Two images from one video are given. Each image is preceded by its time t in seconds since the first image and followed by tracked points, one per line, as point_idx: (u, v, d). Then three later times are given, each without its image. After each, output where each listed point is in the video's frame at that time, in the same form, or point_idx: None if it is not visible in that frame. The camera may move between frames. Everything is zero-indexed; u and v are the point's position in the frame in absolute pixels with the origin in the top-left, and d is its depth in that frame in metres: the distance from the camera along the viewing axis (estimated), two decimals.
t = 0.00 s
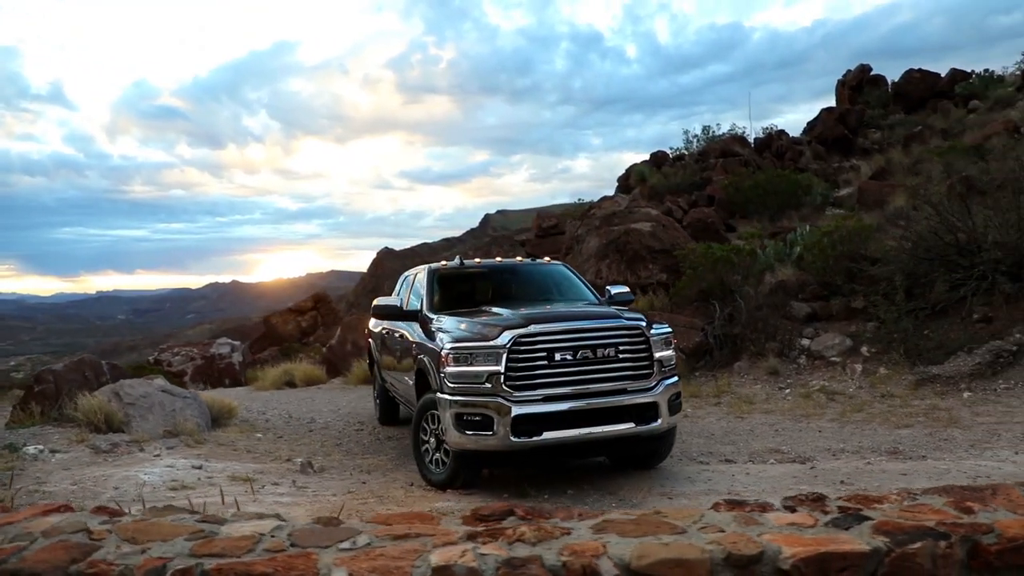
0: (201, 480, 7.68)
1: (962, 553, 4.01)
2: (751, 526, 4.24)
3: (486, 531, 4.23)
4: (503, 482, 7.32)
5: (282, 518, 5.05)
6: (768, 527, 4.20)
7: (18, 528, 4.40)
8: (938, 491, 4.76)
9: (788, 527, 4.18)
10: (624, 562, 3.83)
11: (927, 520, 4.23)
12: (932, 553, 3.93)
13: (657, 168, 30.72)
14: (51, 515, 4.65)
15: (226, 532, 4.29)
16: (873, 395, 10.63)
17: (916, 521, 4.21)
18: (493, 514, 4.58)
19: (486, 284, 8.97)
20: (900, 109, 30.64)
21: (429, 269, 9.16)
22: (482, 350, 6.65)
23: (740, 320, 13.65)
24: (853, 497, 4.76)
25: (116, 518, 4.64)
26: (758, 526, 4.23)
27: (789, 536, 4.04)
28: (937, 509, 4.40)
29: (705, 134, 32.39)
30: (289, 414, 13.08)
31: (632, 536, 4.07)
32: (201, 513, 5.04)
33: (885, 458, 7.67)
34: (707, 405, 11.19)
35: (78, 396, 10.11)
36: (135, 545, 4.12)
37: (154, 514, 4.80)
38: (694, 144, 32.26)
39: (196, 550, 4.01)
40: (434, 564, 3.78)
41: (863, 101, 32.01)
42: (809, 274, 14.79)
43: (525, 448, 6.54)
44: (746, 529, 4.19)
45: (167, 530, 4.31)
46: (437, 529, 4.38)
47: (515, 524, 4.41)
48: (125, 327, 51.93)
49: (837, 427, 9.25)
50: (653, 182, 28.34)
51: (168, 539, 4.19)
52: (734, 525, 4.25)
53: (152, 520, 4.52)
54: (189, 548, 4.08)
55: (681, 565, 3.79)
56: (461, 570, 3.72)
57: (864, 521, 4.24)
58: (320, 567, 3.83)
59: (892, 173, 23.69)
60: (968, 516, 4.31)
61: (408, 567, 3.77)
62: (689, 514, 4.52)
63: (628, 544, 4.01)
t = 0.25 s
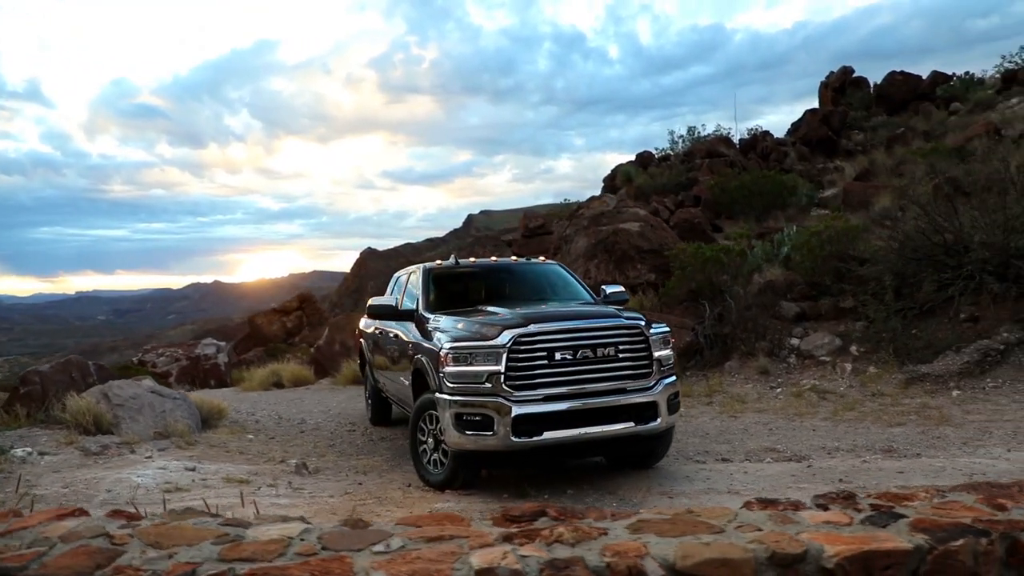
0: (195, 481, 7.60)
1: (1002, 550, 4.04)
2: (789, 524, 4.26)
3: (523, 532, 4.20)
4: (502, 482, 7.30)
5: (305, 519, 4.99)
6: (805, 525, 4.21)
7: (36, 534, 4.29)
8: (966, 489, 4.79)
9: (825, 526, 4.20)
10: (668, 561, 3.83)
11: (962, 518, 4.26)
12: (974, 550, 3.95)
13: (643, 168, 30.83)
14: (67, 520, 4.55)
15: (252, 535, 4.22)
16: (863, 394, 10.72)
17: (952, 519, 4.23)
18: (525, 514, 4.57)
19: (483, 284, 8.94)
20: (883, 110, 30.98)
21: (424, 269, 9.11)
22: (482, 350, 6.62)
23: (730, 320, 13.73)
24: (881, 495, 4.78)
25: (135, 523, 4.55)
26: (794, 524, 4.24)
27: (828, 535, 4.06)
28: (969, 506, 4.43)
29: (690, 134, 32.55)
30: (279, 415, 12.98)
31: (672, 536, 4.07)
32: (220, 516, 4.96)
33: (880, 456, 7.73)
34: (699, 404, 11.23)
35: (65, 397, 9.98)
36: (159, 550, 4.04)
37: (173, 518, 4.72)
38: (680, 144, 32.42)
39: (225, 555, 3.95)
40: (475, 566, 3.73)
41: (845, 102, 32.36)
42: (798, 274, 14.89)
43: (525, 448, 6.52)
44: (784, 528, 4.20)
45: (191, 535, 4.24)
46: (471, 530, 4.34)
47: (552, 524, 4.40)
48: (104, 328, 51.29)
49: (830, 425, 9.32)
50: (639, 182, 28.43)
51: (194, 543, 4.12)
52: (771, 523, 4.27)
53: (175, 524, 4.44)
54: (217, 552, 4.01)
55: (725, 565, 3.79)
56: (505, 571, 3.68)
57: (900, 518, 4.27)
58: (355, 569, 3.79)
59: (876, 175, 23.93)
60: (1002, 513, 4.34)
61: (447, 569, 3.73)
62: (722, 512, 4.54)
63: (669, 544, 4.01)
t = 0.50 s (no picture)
0: (190, 483, 7.52)
1: None
2: (828, 522, 4.23)
3: (563, 532, 4.12)
4: (502, 482, 7.27)
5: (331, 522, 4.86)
6: (842, 523, 4.18)
7: (61, 538, 4.15)
8: (996, 487, 4.75)
9: (862, 524, 4.17)
10: (718, 561, 3.78)
11: (1002, 513, 4.21)
12: (1018, 547, 3.91)
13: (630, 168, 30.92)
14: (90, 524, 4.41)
15: (287, 538, 4.10)
16: (855, 392, 10.80)
17: (991, 515, 4.19)
18: (560, 514, 4.49)
19: (480, 283, 8.90)
20: (866, 112, 31.30)
21: (419, 269, 9.04)
22: (483, 349, 6.58)
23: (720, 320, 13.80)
24: (913, 493, 4.74)
25: (161, 526, 4.42)
26: (832, 523, 4.19)
27: (869, 533, 4.03)
28: (1003, 503, 4.39)
29: (676, 135, 32.69)
30: (269, 416, 12.87)
31: (714, 534, 4.03)
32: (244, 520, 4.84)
33: (876, 454, 7.79)
34: (692, 404, 11.25)
35: (54, 398, 9.85)
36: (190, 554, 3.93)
37: (199, 521, 4.59)
38: (666, 145, 32.55)
39: (262, 559, 3.83)
40: (524, 568, 3.65)
41: (829, 104, 32.74)
42: (788, 273, 14.98)
43: (527, 449, 6.49)
44: (823, 526, 4.16)
45: (224, 539, 4.12)
46: (509, 531, 4.25)
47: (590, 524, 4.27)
48: (85, 329, 50.64)
49: (824, 424, 9.37)
50: (626, 183, 28.51)
51: (229, 547, 4.01)
52: (808, 522, 4.24)
53: (205, 528, 4.33)
54: (254, 555, 3.89)
55: (773, 564, 3.76)
56: (554, 570, 3.61)
57: (936, 516, 4.22)
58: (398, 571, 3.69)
59: (860, 176, 24.17)
60: None
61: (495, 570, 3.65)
62: (758, 510, 4.50)
63: (713, 543, 3.96)
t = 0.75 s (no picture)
0: (188, 485, 7.44)
1: None
2: (873, 518, 3.93)
3: (613, 529, 3.87)
4: (502, 482, 7.24)
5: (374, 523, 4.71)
6: (890, 519, 3.91)
7: (101, 541, 3.93)
8: None
9: (909, 519, 3.91)
10: (776, 559, 3.52)
11: None
12: None
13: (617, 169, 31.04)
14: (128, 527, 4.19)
15: (338, 540, 3.90)
16: (847, 392, 10.88)
17: None
18: (605, 513, 4.19)
19: (480, 283, 8.87)
20: (850, 113, 31.64)
21: (418, 268, 9.00)
22: (486, 349, 6.55)
23: (711, 320, 13.87)
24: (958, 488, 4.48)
25: (200, 528, 4.22)
26: (881, 518, 3.93)
27: (922, 528, 3.76)
28: None
29: (662, 135, 32.81)
30: (260, 417, 12.76)
31: (766, 532, 3.75)
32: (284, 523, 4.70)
33: (873, 452, 7.84)
34: (686, 403, 11.28)
35: (45, 400, 9.74)
36: (237, 556, 3.71)
37: (238, 523, 4.39)
38: (652, 145, 32.70)
39: (315, 561, 3.63)
40: (587, 566, 3.43)
41: (814, 105, 33.26)
42: (778, 273, 15.07)
43: (531, 449, 6.48)
44: (874, 521, 3.90)
45: (270, 541, 3.91)
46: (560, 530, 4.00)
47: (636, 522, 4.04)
48: (64, 329, 49.99)
49: (819, 423, 9.42)
50: (613, 183, 28.62)
51: (276, 549, 3.80)
52: (855, 517, 3.96)
53: (246, 530, 4.12)
54: (305, 557, 3.69)
55: (831, 560, 3.49)
56: (618, 571, 3.39)
57: (983, 510, 3.96)
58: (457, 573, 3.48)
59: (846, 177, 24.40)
60: None
61: (556, 570, 3.45)
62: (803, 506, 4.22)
63: (765, 540, 3.69)
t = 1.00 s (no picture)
0: (186, 488, 7.36)
1: None
2: (922, 514, 3.95)
3: (668, 528, 3.80)
4: (505, 483, 7.20)
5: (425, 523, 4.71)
6: (939, 516, 3.92)
7: (145, 544, 3.77)
8: None
9: (956, 516, 3.93)
10: (838, 555, 3.48)
11: None
12: None
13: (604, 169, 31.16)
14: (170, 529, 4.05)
15: (390, 541, 3.78)
16: (841, 391, 10.96)
17: None
18: (653, 511, 4.13)
19: (481, 283, 8.84)
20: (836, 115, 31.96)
21: (418, 267, 8.96)
22: (492, 349, 6.53)
23: (704, 319, 13.92)
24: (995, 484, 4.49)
25: (243, 531, 4.09)
26: (927, 515, 3.94)
27: (974, 525, 3.78)
28: None
29: (650, 136, 32.93)
30: (251, 418, 12.63)
31: (821, 529, 3.72)
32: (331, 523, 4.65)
33: (872, 451, 7.90)
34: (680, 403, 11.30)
35: (36, 402, 9.64)
36: (291, 559, 3.58)
37: (282, 526, 4.28)
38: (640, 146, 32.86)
39: (373, 562, 3.50)
40: (655, 564, 3.33)
41: (800, 107, 33.68)
42: (769, 274, 15.16)
43: (537, 449, 6.46)
44: (922, 517, 3.90)
45: (320, 543, 3.79)
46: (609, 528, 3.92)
47: (689, 519, 4.01)
48: (42, 330, 49.29)
49: (815, 422, 9.48)
50: (601, 184, 28.73)
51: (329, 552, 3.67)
52: (902, 514, 3.96)
53: (293, 532, 3.98)
54: (362, 560, 3.56)
55: (892, 556, 3.47)
56: (686, 569, 3.29)
57: None
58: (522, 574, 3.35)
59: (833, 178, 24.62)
60: None
61: (622, 568, 3.34)
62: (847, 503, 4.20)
63: (821, 538, 3.65)
